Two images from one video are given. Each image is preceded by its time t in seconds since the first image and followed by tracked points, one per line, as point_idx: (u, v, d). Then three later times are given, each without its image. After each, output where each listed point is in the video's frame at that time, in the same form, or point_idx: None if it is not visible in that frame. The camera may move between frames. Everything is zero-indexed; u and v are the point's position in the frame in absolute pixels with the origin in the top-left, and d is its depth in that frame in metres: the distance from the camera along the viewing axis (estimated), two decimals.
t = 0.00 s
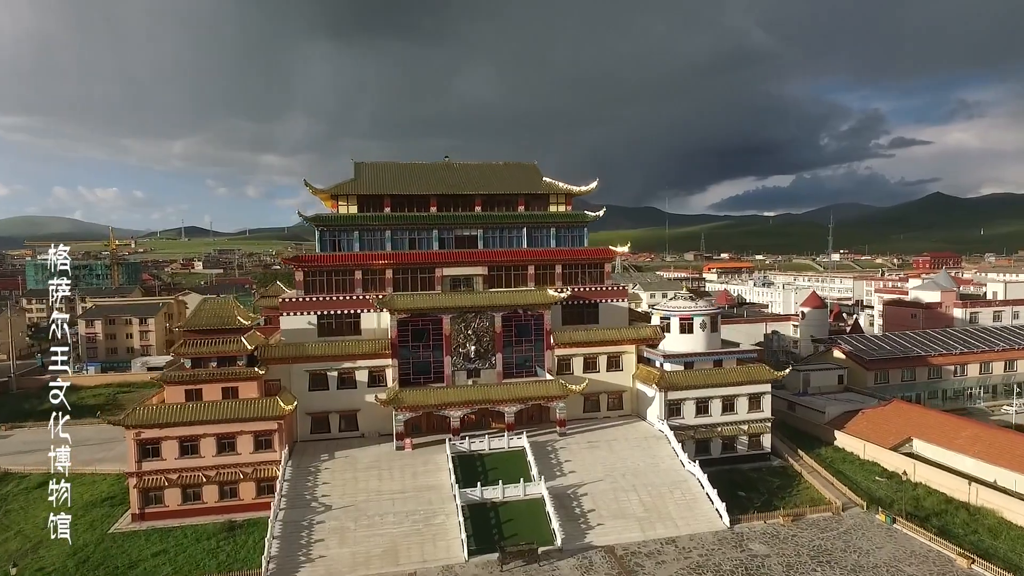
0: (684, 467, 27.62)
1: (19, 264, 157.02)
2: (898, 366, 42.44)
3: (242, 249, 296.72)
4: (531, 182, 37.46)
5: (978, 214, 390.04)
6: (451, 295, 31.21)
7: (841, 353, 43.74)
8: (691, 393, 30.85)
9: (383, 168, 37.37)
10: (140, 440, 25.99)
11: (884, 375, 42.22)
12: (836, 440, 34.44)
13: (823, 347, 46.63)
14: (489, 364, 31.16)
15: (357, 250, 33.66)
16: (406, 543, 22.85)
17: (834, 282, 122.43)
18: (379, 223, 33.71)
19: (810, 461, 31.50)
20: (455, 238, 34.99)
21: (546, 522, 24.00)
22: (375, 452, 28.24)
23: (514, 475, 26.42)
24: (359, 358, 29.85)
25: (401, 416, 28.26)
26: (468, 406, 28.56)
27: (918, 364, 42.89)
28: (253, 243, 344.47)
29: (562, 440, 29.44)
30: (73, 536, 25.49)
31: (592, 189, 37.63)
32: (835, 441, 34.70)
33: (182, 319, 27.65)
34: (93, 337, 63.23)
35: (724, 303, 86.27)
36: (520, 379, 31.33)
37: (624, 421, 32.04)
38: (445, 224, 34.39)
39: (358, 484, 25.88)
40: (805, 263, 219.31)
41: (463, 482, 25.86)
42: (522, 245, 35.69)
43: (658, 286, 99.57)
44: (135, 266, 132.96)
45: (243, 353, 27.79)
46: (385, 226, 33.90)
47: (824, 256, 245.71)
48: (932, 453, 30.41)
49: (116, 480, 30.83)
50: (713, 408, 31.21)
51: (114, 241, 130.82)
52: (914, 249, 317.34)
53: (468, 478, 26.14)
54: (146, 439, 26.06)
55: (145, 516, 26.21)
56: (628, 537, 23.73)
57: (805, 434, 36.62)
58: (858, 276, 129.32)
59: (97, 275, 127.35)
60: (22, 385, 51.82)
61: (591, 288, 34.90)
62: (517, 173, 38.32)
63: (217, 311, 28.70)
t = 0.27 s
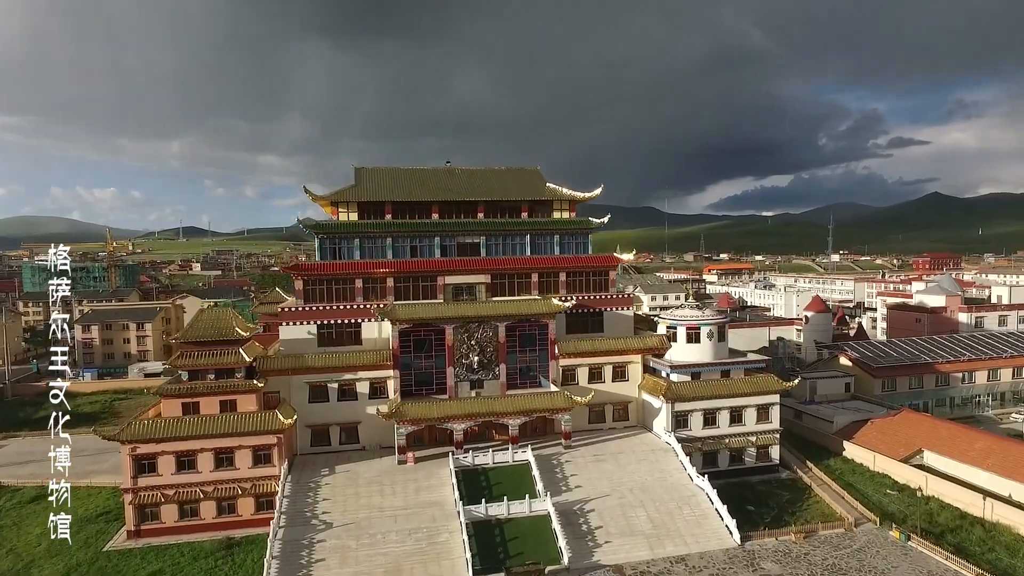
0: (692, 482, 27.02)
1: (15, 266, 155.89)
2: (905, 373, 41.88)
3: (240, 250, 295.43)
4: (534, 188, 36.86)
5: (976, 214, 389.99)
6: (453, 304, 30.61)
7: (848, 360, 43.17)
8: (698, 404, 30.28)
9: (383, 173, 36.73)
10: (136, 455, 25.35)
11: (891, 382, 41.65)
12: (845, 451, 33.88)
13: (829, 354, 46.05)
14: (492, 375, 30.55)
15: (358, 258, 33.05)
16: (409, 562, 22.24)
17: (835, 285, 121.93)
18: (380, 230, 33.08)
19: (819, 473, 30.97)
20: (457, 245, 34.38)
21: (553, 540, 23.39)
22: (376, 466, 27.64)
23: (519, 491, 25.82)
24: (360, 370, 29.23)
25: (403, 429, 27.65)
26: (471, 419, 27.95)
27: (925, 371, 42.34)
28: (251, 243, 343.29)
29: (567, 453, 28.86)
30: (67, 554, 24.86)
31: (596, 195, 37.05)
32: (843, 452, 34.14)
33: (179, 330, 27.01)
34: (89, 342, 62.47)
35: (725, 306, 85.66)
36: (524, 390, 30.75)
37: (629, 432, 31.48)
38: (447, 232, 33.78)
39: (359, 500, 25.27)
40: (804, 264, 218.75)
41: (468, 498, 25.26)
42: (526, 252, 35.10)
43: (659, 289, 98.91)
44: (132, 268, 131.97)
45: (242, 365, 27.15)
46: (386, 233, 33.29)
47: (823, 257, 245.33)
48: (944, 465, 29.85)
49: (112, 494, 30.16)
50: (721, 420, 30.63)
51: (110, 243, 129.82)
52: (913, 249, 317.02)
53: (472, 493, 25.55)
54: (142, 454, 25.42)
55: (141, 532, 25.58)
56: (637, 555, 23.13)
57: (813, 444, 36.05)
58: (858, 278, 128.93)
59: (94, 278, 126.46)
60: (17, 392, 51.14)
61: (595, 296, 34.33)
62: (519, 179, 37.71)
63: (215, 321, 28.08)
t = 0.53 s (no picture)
0: (701, 497, 26.38)
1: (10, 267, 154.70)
2: (912, 382, 41.31)
3: (237, 251, 294.25)
4: (537, 194, 36.24)
5: (974, 215, 390.28)
6: (455, 315, 29.96)
7: (854, 368, 42.59)
8: (706, 416, 29.68)
9: (383, 180, 36.07)
10: (130, 472, 24.65)
11: (898, 391, 41.08)
12: (854, 462, 33.29)
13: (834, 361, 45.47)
14: (496, 386, 29.93)
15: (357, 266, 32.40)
16: None
17: (835, 287, 121.51)
18: (380, 238, 32.40)
19: (829, 486, 30.38)
20: (459, 253, 33.73)
21: (559, 559, 22.73)
22: (377, 481, 26.99)
23: (523, 508, 25.17)
24: (360, 382, 28.58)
25: (405, 444, 26.99)
26: (474, 433, 27.30)
27: (933, 379, 41.77)
28: (249, 244, 342.26)
29: (573, 467, 28.23)
30: (59, 574, 24.17)
31: (599, 202, 36.44)
32: (852, 463, 33.55)
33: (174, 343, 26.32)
34: (84, 348, 61.73)
35: (726, 310, 84.96)
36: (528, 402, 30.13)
37: (635, 445, 30.87)
38: (448, 239, 33.13)
39: (360, 517, 24.62)
40: (803, 266, 218.34)
41: (471, 515, 24.61)
42: (529, 260, 34.47)
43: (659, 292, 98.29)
44: (129, 270, 131.00)
45: (239, 378, 26.48)
46: (387, 241, 32.64)
47: (822, 259, 245.14)
48: (956, 478, 29.26)
49: (105, 509, 29.46)
50: (729, 432, 30.04)
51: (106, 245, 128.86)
52: (912, 250, 316.79)
53: (476, 510, 24.92)
54: (136, 470, 24.72)
55: (136, 551, 24.89)
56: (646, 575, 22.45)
57: (821, 455, 35.44)
58: (858, 280, 128.53)
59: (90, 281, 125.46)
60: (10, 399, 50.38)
61: (600, 305, 33.74)
62: (521, 185, 37.09)
63: (212, 333, 27.39)
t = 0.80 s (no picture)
0: (710, 514, 25.66)
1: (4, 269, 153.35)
2: (921, 390, 40.67)
3: (234, 252, 293.03)
4: (540, 200, 35.56)
5: (973, 215, 390.42)
6: (457, 325, 29.27)
7: (861, 376, 41.95)
8: (713, 429, 29.03)
9: (383, 185, 35.36)
10: (123, 490, 23.94)
11: (906, 399, 40.44)
12: (863, 474, 32.61)
13: (841, 368, 44.83)
14: (499, 399, 29.32)
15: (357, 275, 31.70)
16: None
17: (835, 289, 121.04)
18: (380, 246, 31.67)
19: (839, 500, 29.74)
20: (461, 261, 33.00)
21: None
22: (377, 498, 26.30)
23: (528, 525, 24.46)
24: (360, 395, 27.89)
25: (406, 459, 26.28)
26: (477, 447, 26.61)
27: (941, 388, 41.14)
28: (246, 244, 340.68)
29: (578, 482, 27.57)
30: None
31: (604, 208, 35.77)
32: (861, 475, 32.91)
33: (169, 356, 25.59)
34: (79, 353, 60.90)
35: (727, 314, 84.56)
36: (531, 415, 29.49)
37: (641, 458, 30.23)
38: (450, 247, 32.44)
39: (359, 536, 23.91)
40: (802, 267, 217.85)
41: (474, 533, 23.88)
42: (532, 268, 33.79)
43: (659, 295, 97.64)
44: (125, 272, 129.89)
45: (236, 392, 25.76)
46: (387, 249, 31.94)
47: (821, 259, 244.84)
48: (969, 492, 28.63)
49: (98, 525, 28.72)
50: (737, 445, 29.39)
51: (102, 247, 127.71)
52: (910, 250, 316.53)
53: (479, 528, 24.20)
54: (129, 488, 24.00)
55: (129, 571, 24.19)
56: None
57: (829, 466, 34.79)
58: (858, 282, 128.09)
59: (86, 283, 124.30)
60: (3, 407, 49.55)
61: (604, 314, 33.11)
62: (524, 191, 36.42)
63: (208, 346, 26.67)
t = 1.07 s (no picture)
0: (720, 532, 24.87)
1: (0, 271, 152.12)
2: (930, 399, 40.00)
3: (232, 253, 291.76)
4: (543, 207, 34.85)
5: (971, 216, 390.57)
6: (460, 337, 28.53)
7: (868, 385, 41.27)
8: (722, 444, 28.33)
9: (383, 192, 34.61)
10: (115, 510, 23.19)
11: (915, 409, 39.77)
12: (874, 488, 31.93)
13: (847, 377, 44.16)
14: (502, 413, 28.64)
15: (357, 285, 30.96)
16: None
17: (836, 291, 120.55)
18: (380, 255, 30.93)
19: (850, 515, 29.06)
20: (463, 270, 32.27)
21: None
22: (378, 516, 25.57)
23: (533, 545, 23.67)
24: (360, 410, 27.15)
25: (407, 476, 25.53)
26: (481, 464, 25.86)
27: (950, 397, 40.48)
28: (244, 245, 339.31)
29: (583, 499, 26.86)
30: None
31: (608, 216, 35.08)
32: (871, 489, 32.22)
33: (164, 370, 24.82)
34: (74, 360, 60.09)
35: (732, 318, 84.11)
36: (536, 429, 28.79)
37: (648, 472, 29.54)
38: (452, 256, 31.71)
39: (359, 556, 23.15)
40: (802, 268, 217.09)
41: (477, 554, 23.09)
42: (535, 277, 33.07)
43: (660, 298, 96.91)
44: (122, 275, 128.93)
45: (232, 408, 24.99)
46: (387, 258, 31.20)
47: (820, 261, 244.52)
48: (983, 507, 27.97)
49: (90, 543, 27.96)
50: (746, 460, 28.68)
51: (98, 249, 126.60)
52: (909, 251, 316.09)
53: (483, 548, 23.42)
54: (121, 508, 23.25)
55: None
56: None
57: (838, 478, 34.10)
58: (858, 284, 127.62)
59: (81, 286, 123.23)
60: None
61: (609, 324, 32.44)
62: (527, 198, 35.71)
63: (203, 360, 25.92)
